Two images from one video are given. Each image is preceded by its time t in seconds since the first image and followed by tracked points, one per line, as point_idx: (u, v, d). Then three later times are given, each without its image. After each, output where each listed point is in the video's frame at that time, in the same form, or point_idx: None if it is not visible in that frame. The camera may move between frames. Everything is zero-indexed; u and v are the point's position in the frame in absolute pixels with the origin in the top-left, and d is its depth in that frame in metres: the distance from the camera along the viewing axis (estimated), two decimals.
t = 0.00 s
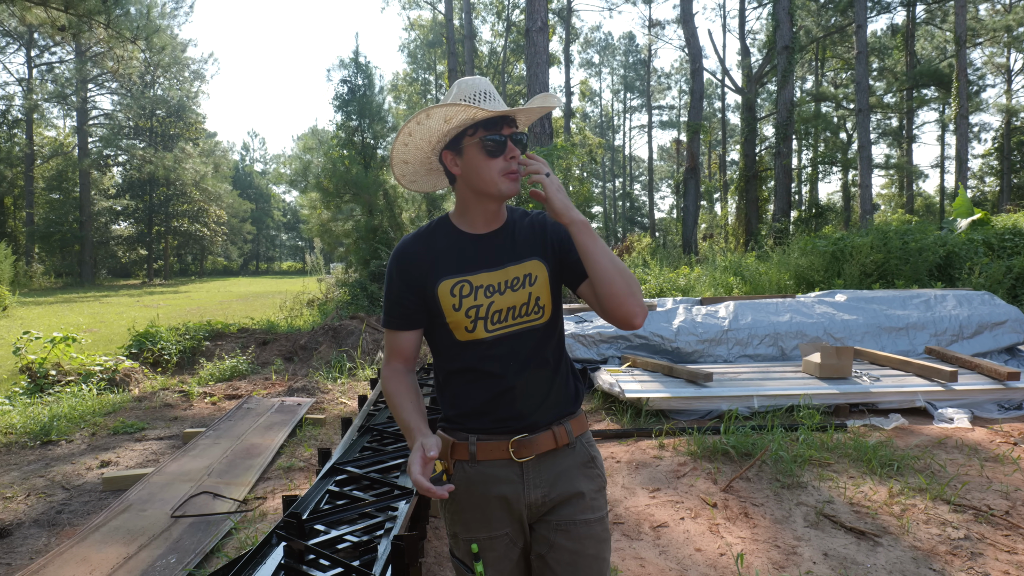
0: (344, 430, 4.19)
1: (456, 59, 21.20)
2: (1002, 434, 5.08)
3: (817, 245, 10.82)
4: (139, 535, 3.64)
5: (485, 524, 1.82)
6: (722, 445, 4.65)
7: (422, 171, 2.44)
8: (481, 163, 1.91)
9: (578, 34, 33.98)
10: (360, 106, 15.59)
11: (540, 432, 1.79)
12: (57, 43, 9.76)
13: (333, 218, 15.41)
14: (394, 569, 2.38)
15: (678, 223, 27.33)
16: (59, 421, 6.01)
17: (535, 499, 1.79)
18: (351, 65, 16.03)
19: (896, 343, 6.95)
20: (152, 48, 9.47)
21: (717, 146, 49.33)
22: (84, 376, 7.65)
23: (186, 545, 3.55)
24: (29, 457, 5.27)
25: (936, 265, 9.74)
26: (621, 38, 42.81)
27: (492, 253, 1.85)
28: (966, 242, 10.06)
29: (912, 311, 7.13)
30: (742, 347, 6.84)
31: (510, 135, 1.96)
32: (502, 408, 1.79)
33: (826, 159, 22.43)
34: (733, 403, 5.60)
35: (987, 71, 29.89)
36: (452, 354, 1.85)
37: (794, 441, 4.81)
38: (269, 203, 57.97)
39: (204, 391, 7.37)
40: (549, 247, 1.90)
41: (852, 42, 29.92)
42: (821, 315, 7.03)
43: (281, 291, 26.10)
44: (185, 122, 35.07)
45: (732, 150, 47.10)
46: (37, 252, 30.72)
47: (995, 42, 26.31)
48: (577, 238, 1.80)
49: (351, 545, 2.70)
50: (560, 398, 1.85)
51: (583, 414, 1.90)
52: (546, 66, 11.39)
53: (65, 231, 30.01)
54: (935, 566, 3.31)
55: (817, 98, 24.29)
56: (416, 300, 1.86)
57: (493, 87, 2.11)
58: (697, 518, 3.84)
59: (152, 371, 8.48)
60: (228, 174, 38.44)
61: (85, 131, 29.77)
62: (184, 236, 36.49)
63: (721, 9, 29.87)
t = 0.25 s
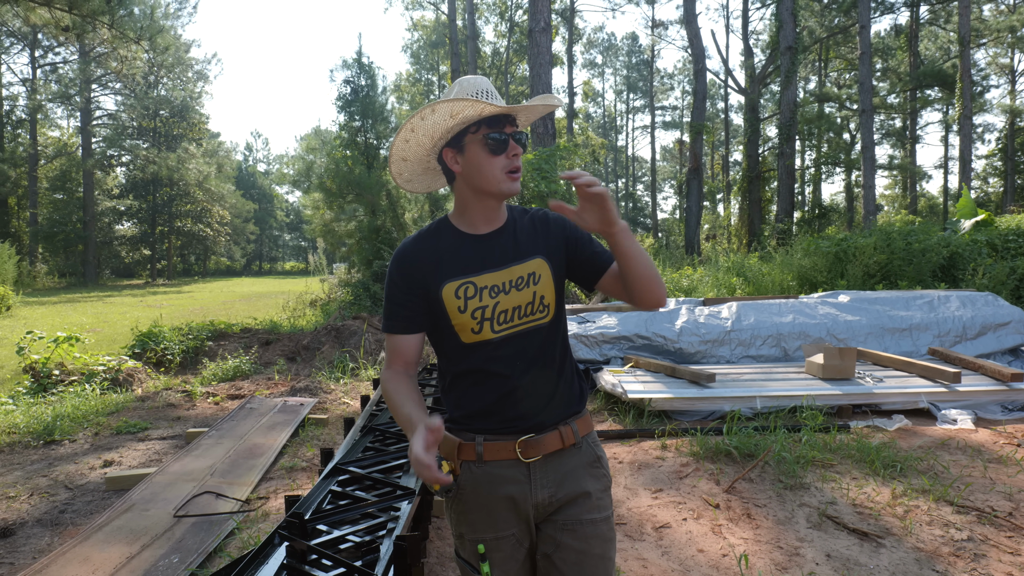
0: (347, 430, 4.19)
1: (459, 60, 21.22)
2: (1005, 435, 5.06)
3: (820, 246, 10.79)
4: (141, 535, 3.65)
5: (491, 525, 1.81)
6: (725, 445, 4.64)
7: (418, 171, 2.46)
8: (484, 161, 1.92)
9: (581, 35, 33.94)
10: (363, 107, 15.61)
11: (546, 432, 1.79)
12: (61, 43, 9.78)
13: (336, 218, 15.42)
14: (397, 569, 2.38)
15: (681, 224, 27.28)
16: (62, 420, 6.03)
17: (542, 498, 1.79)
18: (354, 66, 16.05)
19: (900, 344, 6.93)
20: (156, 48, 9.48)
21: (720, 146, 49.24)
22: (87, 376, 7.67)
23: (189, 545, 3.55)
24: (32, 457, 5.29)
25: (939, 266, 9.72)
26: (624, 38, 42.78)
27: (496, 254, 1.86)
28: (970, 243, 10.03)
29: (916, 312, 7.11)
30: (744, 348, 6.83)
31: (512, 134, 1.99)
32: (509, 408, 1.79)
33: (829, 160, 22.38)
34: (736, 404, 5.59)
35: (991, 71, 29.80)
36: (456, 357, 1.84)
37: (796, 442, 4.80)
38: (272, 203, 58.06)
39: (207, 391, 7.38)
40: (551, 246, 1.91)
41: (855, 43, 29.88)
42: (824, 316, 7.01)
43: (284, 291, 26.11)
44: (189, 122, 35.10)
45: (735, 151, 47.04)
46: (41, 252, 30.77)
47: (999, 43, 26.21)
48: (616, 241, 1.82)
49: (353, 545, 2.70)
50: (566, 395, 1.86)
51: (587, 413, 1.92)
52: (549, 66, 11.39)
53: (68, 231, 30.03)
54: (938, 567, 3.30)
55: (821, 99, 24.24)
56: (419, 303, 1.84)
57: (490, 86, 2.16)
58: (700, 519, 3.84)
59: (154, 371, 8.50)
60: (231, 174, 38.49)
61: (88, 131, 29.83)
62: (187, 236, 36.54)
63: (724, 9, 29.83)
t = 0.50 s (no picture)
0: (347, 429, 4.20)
1: (461, 59, 21.22)
2: (1006, 435, 5.06)
3: (820, 245, 10.79)
4: (141, 534, 3.66)
5: (495, 524, 1.81)
6: (726, 445, 4.65)
7: (415, 171, 2.47)
8: (466, 154, 1.93)
9: (582, 34, 33.91)
10: (364, 106, 15.61)
11: (550, 432, 1.80)
12: (62, 42, 9.79)
13: (337, 218, 15.43)
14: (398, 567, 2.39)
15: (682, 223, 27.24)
16: (63, 419, 6.04)
17: (546, 498, 1.79)
18: (355, 65, 16.04)
19: (901, 344, 6.93)
20: (157, 47, 9.50)
21: (721, 146, 49.22)
22: (88, 375, 7.68)
23: (189, 544, 3.56)
24: (33, 456, 5.30)
25: (940, 266, 9.71)
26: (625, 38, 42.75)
27: (500, 250, 1.85)
28: (971, 243, 10.02)
29: (917, 312, 7.11)
30: (746, 347, 6.82)
31: (494, 125, 2.00)
32: (518, 402, 1.79)
33: (830, 160, 22.34)
34: (737, 403, 5.59)
35: (993, 71, 29.76)
36: (460, 354, 1.82)
37: (797, 442, 4.80)
38: (273, 203, 58.06)
39: (207, 390, 7.38)
40: (552, 240, 1.93)
41: (857, 42, 29.86)
42: (825, 316, 7.01)
43: (284, 290, 26.13)
44: (190, 121, 35.11)
45: (736, 150, 47.00)
46: (42, 251, 30.78)
47: (1001, 42, 26.16)
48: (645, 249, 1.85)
49: (354, 544, 2.71)
50: (570, 388, 1.88)
51: (590, 411, 1.93)
52: (550, 65, 11.38)
53: (69, 230, 29.97)
54: (937, 566, 3.31)
55: (823, 98, 24.23)
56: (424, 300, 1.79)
57: (477, 83, 2.20)
58: (700, 518, 3.84)
59: (155, 370, 8.51)
60: (232, 173, 38.49)
61: (89, 130, 29.83)
62: (188, 236, 36.55)
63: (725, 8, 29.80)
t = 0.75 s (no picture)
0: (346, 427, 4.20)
1: (460, 56, 21.18)
2: (1003, 433, 5.08)
3: (819, 244, 10.81)
4: (140, 532, 3.66)
5: (499, 526, 1.80)
6: (724, 443, 4.66)
7: (419, 164, 2.47)
8: (470, 148, 1.93)
9: (581, 32, 33.89)
10: (362, 104, 15.58)
11: (554, 431, 1.81)
12: (59, 40, 9.76)
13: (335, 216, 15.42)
14: (396, 566, 2.39)
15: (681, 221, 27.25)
16: (62, 417, 6.04)
17: (550, 498, 1.80)
18: (354, 62, 16.02)
19: (899, 342, 6.94)
20: (155, 45, 9.48)
21: (720, 145, 49.24)
22: (86, 373, 7.67)
23: (188, 542, 3.56)
24: (31, 454, 5.29)
25: (938, 265, 9.73)
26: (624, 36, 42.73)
27: (505, 246, 1.87)
28: (969, 241, 10.03)
29: (915, 310, 7.12)
30: (744, 345, 6.83)
31: (498, 121, 2.01)
32: (525, 398, 1.80)
33: (829, 158, 22.34)
34: (735, 401, 5.60)
35: (991, 70, 29.78)
36: (464, 349, 1.78)
37: (795, 440, 4.81)
38: (271, 201, 57.96)
39: (206, 388, 7.38)
40: (554, 239, 1.98)
41: (856, 41, 29.85)
42: (823, 314, 7.02)
43: (283, 288, 26.16)
44: (189, 119, 35.06)
45: (735, 149, 47.00)
46: (40, 249, 30.70)
47: (1000, 41, 26.16)
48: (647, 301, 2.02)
49: (353, 542, 2.71)
50: (572, 384, 1.91)
51: (590, 410, 1.96)
52: (550, 64, 11.37)
53: (67, 228, 29.82)
54: (935, 564, 3.31)
55: (821, 97, 24.23)
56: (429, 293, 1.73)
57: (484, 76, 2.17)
58: (698, 516, 3.85)
59: (154, 368, 8.50)
60: (231, 171, 38.42)
61: (87, 128, 29.77)
62: (187, 234, 36.49)
63: (724, 6, 29.80)
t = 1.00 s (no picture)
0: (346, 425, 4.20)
1: (460, 54, 21.16)
2: (1002, 431, 5.08)
3: (819, 242, 10.80)
4: (140, 529, 3.66)
5: (502, 528, 1.79)
6: (724, 441, 4.66)
7: (427, 158, 2.49)
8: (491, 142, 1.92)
9: (582, 29, 33.83)
10: (362, 101, 15.56)
11: (555, 430, 1.82)
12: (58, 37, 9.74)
13: (335, 213, 15.40)
14: (395, 563, 2.38)
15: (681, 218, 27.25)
16: (62, 415, 6.04)
17: (553, 498, 1.80)
18: (354, 60, 16.00)
19: (899, 340, 6.93)
20: (154, 42, 9.45)
21: (720, 142, 49.21)
22: (86, 370, 7.67)
23: (188, 539, 3.56)
24: (32, 452, 5.29)
25: (939, 263, 9.70)
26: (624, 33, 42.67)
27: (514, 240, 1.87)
28: (969, 239, 10.01)
29: (915, 308, 7.13)
30: (744, 343, 6.83)
31: (520, 119, 2.02)
32: (529, 394, 1.80)
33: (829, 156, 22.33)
34: (735, 399, 5.60)
35: (991, 67, 29.75)
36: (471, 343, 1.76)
37: (795, 438, 4.81)
38: (271, 198, 57.94)
39: (206, 386, 7.38)
40: (556, 241, 2.00)
41: (856, 39, 29.81)
42: (823, 312, 7.02)
43: (284, 285, 26.16)
44: (188, 116, 35.03)
45: (735, 147, 46.98)
46: (40, 246, 30.68)
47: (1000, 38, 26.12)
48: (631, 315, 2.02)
49: (352, 540, 2.70)
50: (570, 383, 1.93)
51: (587, 409, 1.98)
52: (550, 61, 11.34)
53: (67, 225, 29.73)
54: (934, 562, 3.32)
55: (821, 94, 24.22)
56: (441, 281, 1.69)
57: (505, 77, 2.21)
58: (698, 513, 3.85)
59: (154, 366, 8.50)
60: (231, 169, 38.39)
61: (87, 125, 29.72)
62: (187, 231, 36.47)
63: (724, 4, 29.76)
